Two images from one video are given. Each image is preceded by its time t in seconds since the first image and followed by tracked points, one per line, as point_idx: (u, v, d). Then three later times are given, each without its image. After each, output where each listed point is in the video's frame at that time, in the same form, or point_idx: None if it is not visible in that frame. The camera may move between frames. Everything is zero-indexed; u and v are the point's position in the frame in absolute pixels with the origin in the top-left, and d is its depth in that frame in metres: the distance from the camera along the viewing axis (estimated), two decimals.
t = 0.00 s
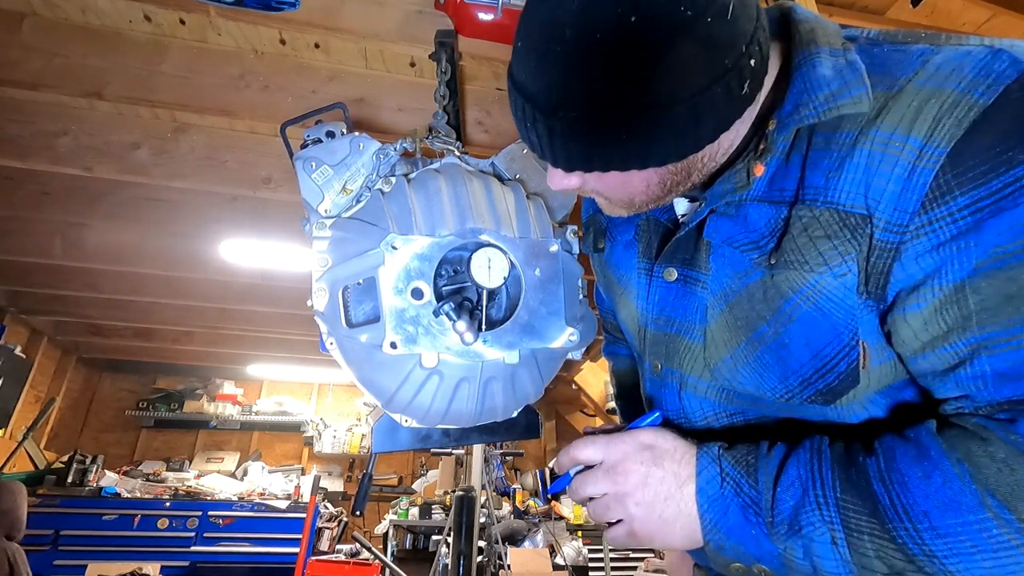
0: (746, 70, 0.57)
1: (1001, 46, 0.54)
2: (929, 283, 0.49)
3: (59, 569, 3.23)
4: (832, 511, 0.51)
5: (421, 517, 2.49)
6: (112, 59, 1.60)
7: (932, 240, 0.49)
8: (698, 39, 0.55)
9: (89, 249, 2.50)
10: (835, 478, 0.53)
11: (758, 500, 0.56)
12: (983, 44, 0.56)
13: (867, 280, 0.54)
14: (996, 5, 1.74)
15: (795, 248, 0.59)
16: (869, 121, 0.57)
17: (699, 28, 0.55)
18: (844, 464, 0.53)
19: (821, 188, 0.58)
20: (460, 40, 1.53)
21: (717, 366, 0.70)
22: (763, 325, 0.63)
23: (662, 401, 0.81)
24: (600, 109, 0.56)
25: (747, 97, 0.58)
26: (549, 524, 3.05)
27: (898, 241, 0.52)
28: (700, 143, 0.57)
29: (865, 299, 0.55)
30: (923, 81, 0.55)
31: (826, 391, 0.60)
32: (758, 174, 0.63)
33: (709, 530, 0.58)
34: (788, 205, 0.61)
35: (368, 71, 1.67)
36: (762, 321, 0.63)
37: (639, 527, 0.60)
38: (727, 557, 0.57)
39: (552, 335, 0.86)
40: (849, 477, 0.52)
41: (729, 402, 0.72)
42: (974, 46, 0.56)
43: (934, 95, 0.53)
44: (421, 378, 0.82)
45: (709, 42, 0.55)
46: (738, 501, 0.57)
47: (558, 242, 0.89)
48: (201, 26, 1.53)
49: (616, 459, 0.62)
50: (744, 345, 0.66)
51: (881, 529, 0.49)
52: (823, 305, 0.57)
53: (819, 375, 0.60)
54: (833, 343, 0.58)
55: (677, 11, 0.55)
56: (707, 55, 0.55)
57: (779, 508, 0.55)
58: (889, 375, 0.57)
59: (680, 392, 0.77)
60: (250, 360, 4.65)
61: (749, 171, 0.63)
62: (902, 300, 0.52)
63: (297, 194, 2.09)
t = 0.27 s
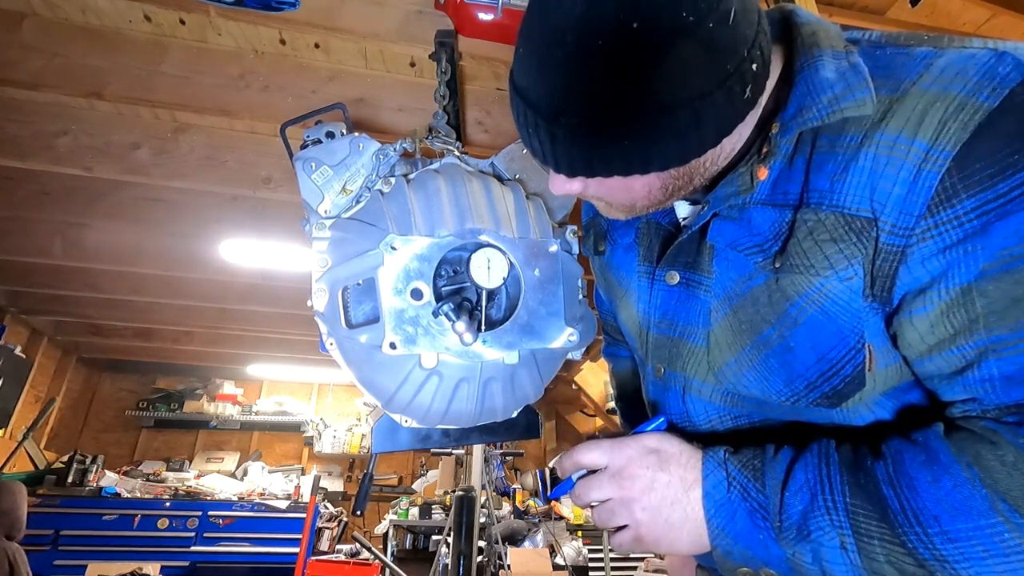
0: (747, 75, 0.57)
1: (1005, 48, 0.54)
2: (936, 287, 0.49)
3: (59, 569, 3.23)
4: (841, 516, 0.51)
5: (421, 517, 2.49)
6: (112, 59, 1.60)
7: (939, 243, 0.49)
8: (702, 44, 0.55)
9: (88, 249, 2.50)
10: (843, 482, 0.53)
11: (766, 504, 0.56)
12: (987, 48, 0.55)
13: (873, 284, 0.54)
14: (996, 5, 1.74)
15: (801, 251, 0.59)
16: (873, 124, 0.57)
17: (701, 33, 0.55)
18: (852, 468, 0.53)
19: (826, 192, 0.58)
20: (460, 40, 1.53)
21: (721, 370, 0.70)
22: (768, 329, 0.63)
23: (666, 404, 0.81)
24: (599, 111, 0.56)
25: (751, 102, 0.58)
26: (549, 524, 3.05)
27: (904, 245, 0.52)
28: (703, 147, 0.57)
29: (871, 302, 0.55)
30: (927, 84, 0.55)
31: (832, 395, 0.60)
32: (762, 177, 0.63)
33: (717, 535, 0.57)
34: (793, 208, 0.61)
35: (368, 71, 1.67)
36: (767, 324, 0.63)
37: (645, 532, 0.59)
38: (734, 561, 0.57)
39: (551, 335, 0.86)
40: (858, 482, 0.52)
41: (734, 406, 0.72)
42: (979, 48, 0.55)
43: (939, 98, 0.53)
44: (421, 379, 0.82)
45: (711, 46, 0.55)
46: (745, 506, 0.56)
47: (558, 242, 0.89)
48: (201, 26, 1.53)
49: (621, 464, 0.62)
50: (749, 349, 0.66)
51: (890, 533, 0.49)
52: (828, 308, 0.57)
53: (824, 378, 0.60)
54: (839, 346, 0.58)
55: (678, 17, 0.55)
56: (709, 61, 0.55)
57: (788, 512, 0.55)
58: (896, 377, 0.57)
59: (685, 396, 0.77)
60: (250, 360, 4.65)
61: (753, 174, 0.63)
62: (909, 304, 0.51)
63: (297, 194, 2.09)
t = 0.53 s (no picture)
0: (747, 77, 0.57)
1: (1001, 50, 0.54)
2: (934, 289, 0.49)
3: (59, 569, 3.23)
4: (840, 516, 0.51)
5: (421, 517, 2.49)
6: (112, 59, 1.60)
7: (936, 245, 0.49)
8: (701, 46, 0.55)
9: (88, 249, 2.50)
10: (843, 484, 0.52)
11: (766, 505, 0.57)
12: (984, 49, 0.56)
13: (871, 286, 0.54)
14: (995, 5, 1.74)
15: (800, 253, 0.59)
16: (871, 126, 0.57)
17: (702, 35, 0.55)
18: (851, 469, 0.53)
19: (824, 194, 0.58)
20: (460, 40, 1.53)
21: (721, 371, 0.70)
22: (767, 331, 0.63)
23: (667, 406, 0.81)
24: (599, 111, 0.56)
25: (750, 104, 0.58)
26: (549, 524, 3.05)
27: (902, 247, 0.52)
28: (704, 148, 0.57)
29: (870, 303, 0.55)
30: (924, 86, 0.55)
31: (832, 396, 0.60)
32: (760, 179, 0.63)
33: (717, 537, 0.57)
34: (791, 210, 0.61)
35: (368, 71, 1.67)
36: (767, 326, 0.63)
37: (646, 534, 0.59)
38: (735, 563, 0.57)
39: (551, 335, 0.86)
40: (858, 483, 0.52)
41: (735, 408, 0.72)
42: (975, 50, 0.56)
43: (936, 100, 0.53)
44: (421, 379, 0.82)
45: (710, 48, 0.55)
46: (745, 508, 0.57)
47: (558, 242, 0.89)
48: (201, 26, 1.53)
49: (622, 465, 0.62)
50: (748, 350, 0.66)
51: (889, 534, 0.49)
52: (827, 310, 0.57)
53: (824, 379, 0.60)
54: (839, 347, 0.58)
55: (679, 18, 0.55)
56: (709, 62, 0.55)
57: (787, 514, 0.55)
58: (895, 378, 0.57)
59: (685, 398, 0.77)
60: (249, 360, 4.65)
61: (750, 177, 0.64)
62: (907, 306, 0.51)
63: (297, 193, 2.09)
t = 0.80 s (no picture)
0: (746, 76, 0.57)
1: (997, 50, 0.54)
2: (926, 288, 0.49)
3: (59, 569, 3.23)
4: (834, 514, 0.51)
5: (421, 517, 2.49)
6: (112, 59, 1.60)
7: (929, 244, 0.49)
8: (701, 46, 0.55)
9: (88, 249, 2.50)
10: (837, 482, 0.52)
11: (761, 503, 0.56)
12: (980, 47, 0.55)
13: (865, 285, 0.54)
14: (996, 5, 1.74)
15: (795, 252, 0.59)
16: (865, 125, 0.57)
17: (702, 35, 0.55)
18: (846, 468, 0.53)
19: (819, 193, 0.58)
20: (460, 40, 1.53)
21: (718, 371, 0.71)
22: (764, 331, 0.63)
23: (666, 405, 0.81)
24: (599, 111, 0.56)
25: (750, 102, 0.58)
26: (549, 524, 3.05)
27: (895, 246, 0.52)
28: (704, 148, 0.57)
29: (864, 302, 0.55)
30: (918, 86, 0.55)
31: (828, 395, 0.60)
32: (756, 179, 0.63)
33: (713, 534, 0.58)
34: (786, 209, 0.61)
35: (368, 71, 1.67)
36: (763, 325, 0.63)
37: (642, 531, 0.59)
38: (731, 560, 0.57)
39: (551, 335, 0.86)
40: (852, 481, 0.52)
41: (733, 407, 0.72)
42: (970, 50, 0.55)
43: (930, 100, 0.53)
44: (421, 379, 0.82)
45: (710, 48, 0.55)
46: (741, 505, 0.57)
47: (558, 242, 0.89)
48: (201, 26, 1.53)
49: (618, 462, 0.62)
50: (745, 349, 0.66)
51: (884, 532, 0.49)
52: (822, 309, 0.57)
53: (820, 378, 0.60)
54: (835, 347, 0.58)
55: (679, 19, 0.55)
56: (709, 64, 0.55)
57: (781, 511, 0.55)
58: (890, 377, 0.57)
59: (684, 397, 0.77)
60: (250, 360, 4.65)
61: (746, 177, 0.63)
62: (900, 305, 0.51)
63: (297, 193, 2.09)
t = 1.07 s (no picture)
0: (745, 56, 0.57)
1: (980, 34, 0.54)
2: (905, 256, 0.49)
3: (59, 569, 3.23)
4: (807, 472, 0.50)
5: (421, 516, 2.49)
6: (112, 59, 1.60)
7: (908, 213, 0.50)
8: (701, 27, 0.55)
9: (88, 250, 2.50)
10: (814, 441, 0.51)
11: (741, 466, 0.54)
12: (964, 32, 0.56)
13: (847, 257, 0.55)
14: (995, 5, 1.74)
15: (781, 225, 0.60)
16: (850, 104, 0.58)
17: (701, 16, 0.55)
18: (825, 434, 0.51)
19: (805, 169, 0.59)
20: (460, 40, 1.53)
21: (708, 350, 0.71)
22: (752, 303, 0.64)
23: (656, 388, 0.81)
24: (602, 95, 0.56)
25: (751, 84, 0.59)
26: (549, 524, 3.05)
27: (877, 217, 0.52)
28: (707, 127, 0.57)
29: (849, 275, 0.55)
30: (900, 66, 0.57)
31: (813, 368, 0.60)
32: (748, 158, 0.64)
33: (694, 498, 0.55)
34: (774, 184, 0.62)
35: (368, 71, 1.67)
36: (751, 299, 0.64)
37: (624, 491, 0.57)
38: (710, 526, 0.55)
39: (552, 335, 0.86)
40: (828, 445, 0.50)
41: (720, 385, 0.71)
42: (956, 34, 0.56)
43: (912, 79, 0.54)
44: (422, 378, 0.82)
45: (710, 29, 0.55)
46: (722, 469, 0.54)
47: (559, 242, 0.89)
48: (201, 26, 1.53)
49: (608, 423, 0.59)
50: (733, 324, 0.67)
51: (856, 490, 0.47)
52: (807, 280, 0.58)
53: (805, 350, 0.61)
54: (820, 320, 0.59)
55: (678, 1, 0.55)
56: (710, 44, 0.55)
57: (759, 472, 0.53)
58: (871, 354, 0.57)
59: (672, 378, 0.77)
60: (249, 360, 4.64)
61: (738, 157, 0.64)
62: (880, 274, 0.52)
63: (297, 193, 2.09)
